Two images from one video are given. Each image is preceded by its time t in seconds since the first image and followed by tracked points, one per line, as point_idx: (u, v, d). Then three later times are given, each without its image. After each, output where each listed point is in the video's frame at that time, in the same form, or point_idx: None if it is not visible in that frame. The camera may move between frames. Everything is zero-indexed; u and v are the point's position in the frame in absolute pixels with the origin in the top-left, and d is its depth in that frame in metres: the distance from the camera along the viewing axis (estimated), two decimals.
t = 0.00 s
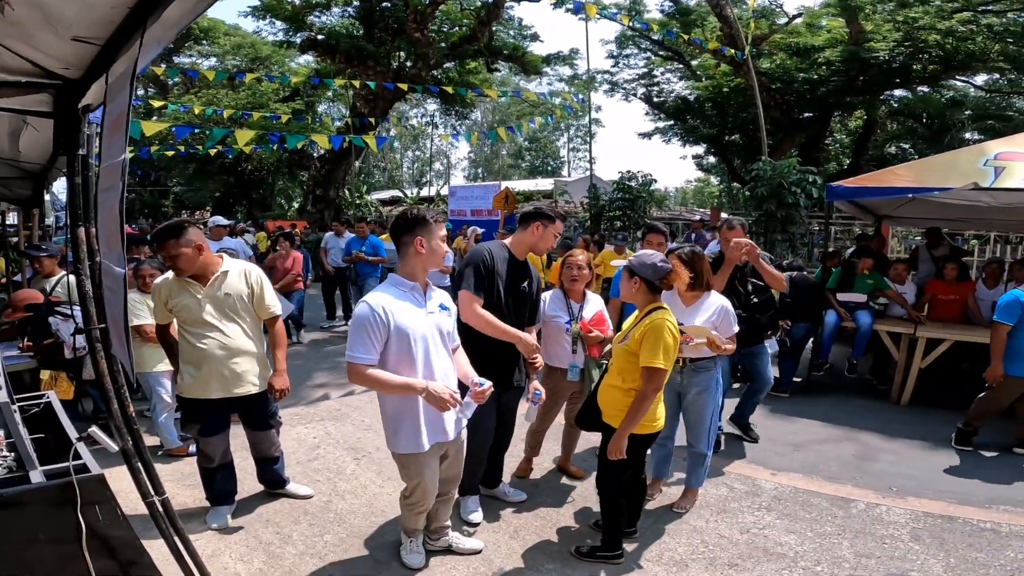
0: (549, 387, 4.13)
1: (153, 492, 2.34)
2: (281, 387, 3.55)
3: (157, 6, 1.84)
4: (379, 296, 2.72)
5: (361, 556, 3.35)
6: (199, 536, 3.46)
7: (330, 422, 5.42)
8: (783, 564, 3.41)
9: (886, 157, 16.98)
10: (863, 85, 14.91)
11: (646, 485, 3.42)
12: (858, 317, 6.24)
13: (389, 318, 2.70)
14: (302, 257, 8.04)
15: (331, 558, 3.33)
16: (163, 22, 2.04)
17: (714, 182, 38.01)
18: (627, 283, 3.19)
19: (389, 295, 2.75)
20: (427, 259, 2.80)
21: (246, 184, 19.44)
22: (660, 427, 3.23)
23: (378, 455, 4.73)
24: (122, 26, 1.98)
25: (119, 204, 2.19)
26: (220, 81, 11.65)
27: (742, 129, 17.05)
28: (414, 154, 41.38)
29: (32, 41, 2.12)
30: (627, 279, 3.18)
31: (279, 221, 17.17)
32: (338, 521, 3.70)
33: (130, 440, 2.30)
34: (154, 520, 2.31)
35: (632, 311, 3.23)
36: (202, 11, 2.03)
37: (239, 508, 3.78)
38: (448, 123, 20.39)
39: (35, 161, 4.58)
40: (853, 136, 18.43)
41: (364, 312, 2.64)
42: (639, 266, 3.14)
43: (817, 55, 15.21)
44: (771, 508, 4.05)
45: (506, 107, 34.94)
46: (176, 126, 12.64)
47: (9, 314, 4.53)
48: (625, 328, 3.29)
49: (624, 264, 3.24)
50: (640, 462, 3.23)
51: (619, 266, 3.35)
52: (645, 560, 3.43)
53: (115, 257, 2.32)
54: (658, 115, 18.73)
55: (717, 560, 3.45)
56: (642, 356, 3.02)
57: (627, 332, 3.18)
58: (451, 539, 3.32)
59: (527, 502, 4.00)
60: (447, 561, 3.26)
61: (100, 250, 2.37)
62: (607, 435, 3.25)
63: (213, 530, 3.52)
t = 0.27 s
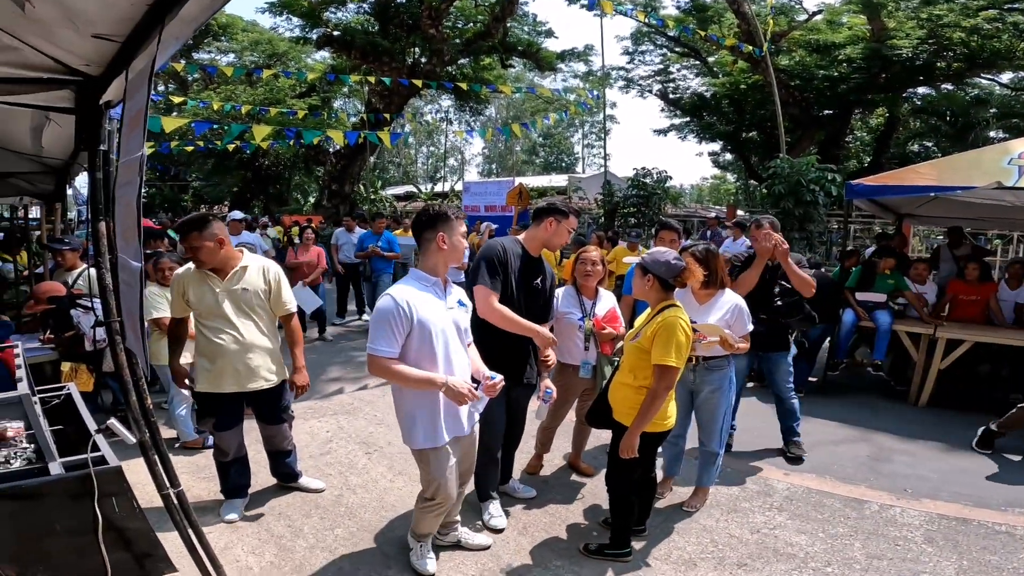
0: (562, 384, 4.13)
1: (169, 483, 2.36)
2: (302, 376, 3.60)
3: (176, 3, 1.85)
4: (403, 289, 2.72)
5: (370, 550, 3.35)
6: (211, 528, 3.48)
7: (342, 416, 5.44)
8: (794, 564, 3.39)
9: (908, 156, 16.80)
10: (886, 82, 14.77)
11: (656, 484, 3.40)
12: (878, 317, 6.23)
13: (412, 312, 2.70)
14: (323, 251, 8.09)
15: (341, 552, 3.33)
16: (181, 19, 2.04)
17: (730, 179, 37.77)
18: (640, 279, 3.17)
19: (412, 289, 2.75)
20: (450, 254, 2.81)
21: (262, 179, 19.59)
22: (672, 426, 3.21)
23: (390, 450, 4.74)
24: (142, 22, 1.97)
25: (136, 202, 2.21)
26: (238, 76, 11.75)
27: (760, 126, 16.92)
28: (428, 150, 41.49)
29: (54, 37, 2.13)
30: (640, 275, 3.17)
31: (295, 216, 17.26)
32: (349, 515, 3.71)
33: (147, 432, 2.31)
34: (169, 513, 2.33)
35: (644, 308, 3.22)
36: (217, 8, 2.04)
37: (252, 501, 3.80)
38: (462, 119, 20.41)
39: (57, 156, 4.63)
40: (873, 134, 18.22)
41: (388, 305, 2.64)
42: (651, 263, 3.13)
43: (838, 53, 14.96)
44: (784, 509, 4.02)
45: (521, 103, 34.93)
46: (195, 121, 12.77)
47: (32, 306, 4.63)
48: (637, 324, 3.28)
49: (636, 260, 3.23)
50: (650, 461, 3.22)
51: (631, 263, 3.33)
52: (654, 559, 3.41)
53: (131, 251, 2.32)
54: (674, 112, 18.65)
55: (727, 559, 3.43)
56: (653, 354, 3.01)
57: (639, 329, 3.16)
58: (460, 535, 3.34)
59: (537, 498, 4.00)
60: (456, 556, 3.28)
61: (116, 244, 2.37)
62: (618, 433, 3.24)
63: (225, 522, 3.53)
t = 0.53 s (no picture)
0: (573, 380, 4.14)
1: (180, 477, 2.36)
2: (314, 375, 3.63)
3: None
4: (422, 283, 2.72)
5: (378, 544, 3.36)
6: (221, 521, 3.50)
7: (352, 410, 5.46)
8: (802, 565, 3.36)
9: (927, 154, 16.63)
10: (905, 80, 14.62)
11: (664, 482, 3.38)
12: (893, 317, 6.14)
13: (431, 306, 2.70)
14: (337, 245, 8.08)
15: (348, 546, 3.34)
16: (196, 14, 2.04)
17: (744, 176, 37.57)
18: (652, 275, 3.15)
19: (429, 282, 2.75)
20: (468, 246, 2.81)
21: (276, 172, 19.69)
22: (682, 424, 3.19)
23: (399, 444, 4.74)
24: (158, 15, 1.97)
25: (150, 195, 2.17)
26: (253, 70, 11.81)
27: (775, 123, 16.80)
28: (440, 145, 41.54)
29: (71, 31, 2.13)
30: (652, 272, 3.15)
31: (307, 209, 17.32)
32: (357, 509, 3.72)
33: (159, 424, 2.30)
34: (180, 505, 2.34)
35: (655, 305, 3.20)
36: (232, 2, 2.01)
37: (262, 493, 3.81)
38: (474, 114, 20.41)
39: (74, 149, 4.67)
40: (891, 132, 18.04)
41: (408, 298, 2.64)
42: (664, 260, 3.11)
43: (856, 50, 14.99)
44: (794, 509, 3.99)
45: (533, 99, 34.85)
46: (210, 115, 12.86)
47: (48, 296, 4.63)
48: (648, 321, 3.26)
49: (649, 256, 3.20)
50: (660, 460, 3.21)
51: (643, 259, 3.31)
52: (661, 557, 3.40)
53: (144, 245, 2.28)
54: (688, 108, 18.58)
55: (735, 559, 3.41)
56: (665, 351, 2.99)
57: (650, 326, 3.15)
58: (467, 530, 3.34)
59: (545, 495, 4.00)
60: (462, 552, 3.28)
61: (129, 239, 2.32)
62: (628, 430, 3.23)
63: (235, 515, 3.55)
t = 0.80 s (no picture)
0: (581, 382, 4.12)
1: (182, 480, 2.36)
2: (314, 377, 3.65)
3: None
4: (427, 285, 2.71)
5: (382, 547, 3.35)
6: (225, 522, 3.50)
7: (355, 411, 5.46)
8: (809, 569, 3.35)
9: (933, 154, 16.58)
10: (910, 79, 14.57)
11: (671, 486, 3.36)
12: (902, 318, 6.15)
13: (436, 308, 2.69)
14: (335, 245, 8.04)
15: (352, 548, 3.34)
16: (198, 8, 2.00)
17: (747, 175, 37.52)
18: (663, 276, 3.14)
19: (434, 284, 2.74)
20: (471, 247, 2.79)
21: (280, 172, 19.72)
22: (690, 426, 3.18)
23: (402, 445, 4.74)
24: (158, 12, 1.97)
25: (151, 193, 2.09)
26: (256, 70, 11.83)
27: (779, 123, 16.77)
28: (443, 144, 41.55)
29: (71, 28, 2.12)
30: (664, 274, 3.14)
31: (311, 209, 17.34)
32: (361, 511, 3.71)
33: (162, 426, 2.30)
34: (182, 508, 2.32)
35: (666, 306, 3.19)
36: None
37: (265, 495, 3.81)
38: (477, 113, 20.41)
39: (78, 148, 4.67)
40: (896, 132, 17.99)
41: (413, 301, 2.64)
42: (676, 261, 3.09)
43: (862, 50, 15.09)
44: (799, 512, 3.97)
45: (536, 98, 34.86)
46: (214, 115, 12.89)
47: (52, 296, 4.64)
48: (658, 322, 3.25)
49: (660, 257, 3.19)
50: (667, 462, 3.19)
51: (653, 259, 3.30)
52: (666, 560, 3.39)
53: (146, 246, 2.22)
54: (691, 108, 18.56)
55: (741, 562, 3.39)
56: (676, 354, 2.97)
57: (661, 328, 3.13)
58: (471, 534, 3.33)
59: (549, 497, 3.99)
60: (466, 555, 3.28)
61: (131, 238, 2.28)
62: (636, 432, 3.21)
63: (238, 517, 3.54)
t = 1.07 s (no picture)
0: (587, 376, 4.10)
1: (192, 475, 2.37)
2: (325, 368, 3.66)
3: None
4: (431, 282, 2.71)
5: (388, 544, 3.35)
6: (231, 519, 3.50)
7: (360, 408, 5.47)
8: (815, 566, 3.35)
9: (938, 154, 16.55)
10: (916, 79, 14.55)
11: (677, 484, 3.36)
12: (908, 317, 6.08)
13: (440, 306, 2.69)
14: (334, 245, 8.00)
15: (358, 544, 3.34)
16: (215, 4, 2.01)
17: (751, 175, 37.48)
18: (673, 273, 3.14)
19: (439, 281, 2.74)
20: (480, 244, 2.81)
21: (284, 170, 19.75)
22: (700, 423, 3.19)
23: (407, 443, 4.74)
24: (175, 8, 1.98)
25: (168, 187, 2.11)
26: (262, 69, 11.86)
27: (784, 123, 16.76)
28: (446, 143, 41.57)
29: (88, 24, 2.14)
30: (675, 271, 3.13)
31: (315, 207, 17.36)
32: (366, 507, 3.72)
33: (172, 422, 2.32)
34: (190, 503, 2.33)
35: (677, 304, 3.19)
36: None
37: (271, 491, 3.82)
38: (481, 113, 20.43)
39: (87, 146, 4.69)
40: (902, 131, 17.95)
41: (418, 298, 2.64)
42: (688, 259, 3.09)
43: (866, 49, 14.86)
44: (805, 510, 3.97)
45: (539, 98, 34.88)
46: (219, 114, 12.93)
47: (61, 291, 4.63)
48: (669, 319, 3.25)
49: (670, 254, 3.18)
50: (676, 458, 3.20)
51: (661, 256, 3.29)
52: (672, 557, 3.40)
53: (164, 240, 2.29)
54: (696, 108, 18.55)
55: (746, 559, 3.39)
56: (687, 351, 2.97)
57: (672, 325, 3.13)
58: (477, 530, 3.34)
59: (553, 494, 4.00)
60: (471, 551, 3.29)
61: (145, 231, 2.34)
62: (645, 430, 3.21)
63: (244, 513, 3.55)
